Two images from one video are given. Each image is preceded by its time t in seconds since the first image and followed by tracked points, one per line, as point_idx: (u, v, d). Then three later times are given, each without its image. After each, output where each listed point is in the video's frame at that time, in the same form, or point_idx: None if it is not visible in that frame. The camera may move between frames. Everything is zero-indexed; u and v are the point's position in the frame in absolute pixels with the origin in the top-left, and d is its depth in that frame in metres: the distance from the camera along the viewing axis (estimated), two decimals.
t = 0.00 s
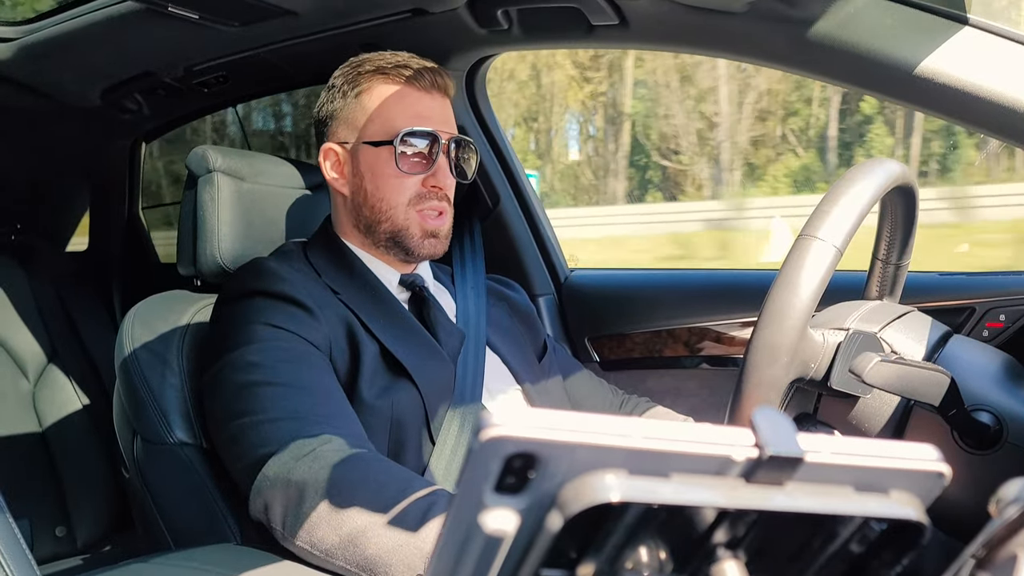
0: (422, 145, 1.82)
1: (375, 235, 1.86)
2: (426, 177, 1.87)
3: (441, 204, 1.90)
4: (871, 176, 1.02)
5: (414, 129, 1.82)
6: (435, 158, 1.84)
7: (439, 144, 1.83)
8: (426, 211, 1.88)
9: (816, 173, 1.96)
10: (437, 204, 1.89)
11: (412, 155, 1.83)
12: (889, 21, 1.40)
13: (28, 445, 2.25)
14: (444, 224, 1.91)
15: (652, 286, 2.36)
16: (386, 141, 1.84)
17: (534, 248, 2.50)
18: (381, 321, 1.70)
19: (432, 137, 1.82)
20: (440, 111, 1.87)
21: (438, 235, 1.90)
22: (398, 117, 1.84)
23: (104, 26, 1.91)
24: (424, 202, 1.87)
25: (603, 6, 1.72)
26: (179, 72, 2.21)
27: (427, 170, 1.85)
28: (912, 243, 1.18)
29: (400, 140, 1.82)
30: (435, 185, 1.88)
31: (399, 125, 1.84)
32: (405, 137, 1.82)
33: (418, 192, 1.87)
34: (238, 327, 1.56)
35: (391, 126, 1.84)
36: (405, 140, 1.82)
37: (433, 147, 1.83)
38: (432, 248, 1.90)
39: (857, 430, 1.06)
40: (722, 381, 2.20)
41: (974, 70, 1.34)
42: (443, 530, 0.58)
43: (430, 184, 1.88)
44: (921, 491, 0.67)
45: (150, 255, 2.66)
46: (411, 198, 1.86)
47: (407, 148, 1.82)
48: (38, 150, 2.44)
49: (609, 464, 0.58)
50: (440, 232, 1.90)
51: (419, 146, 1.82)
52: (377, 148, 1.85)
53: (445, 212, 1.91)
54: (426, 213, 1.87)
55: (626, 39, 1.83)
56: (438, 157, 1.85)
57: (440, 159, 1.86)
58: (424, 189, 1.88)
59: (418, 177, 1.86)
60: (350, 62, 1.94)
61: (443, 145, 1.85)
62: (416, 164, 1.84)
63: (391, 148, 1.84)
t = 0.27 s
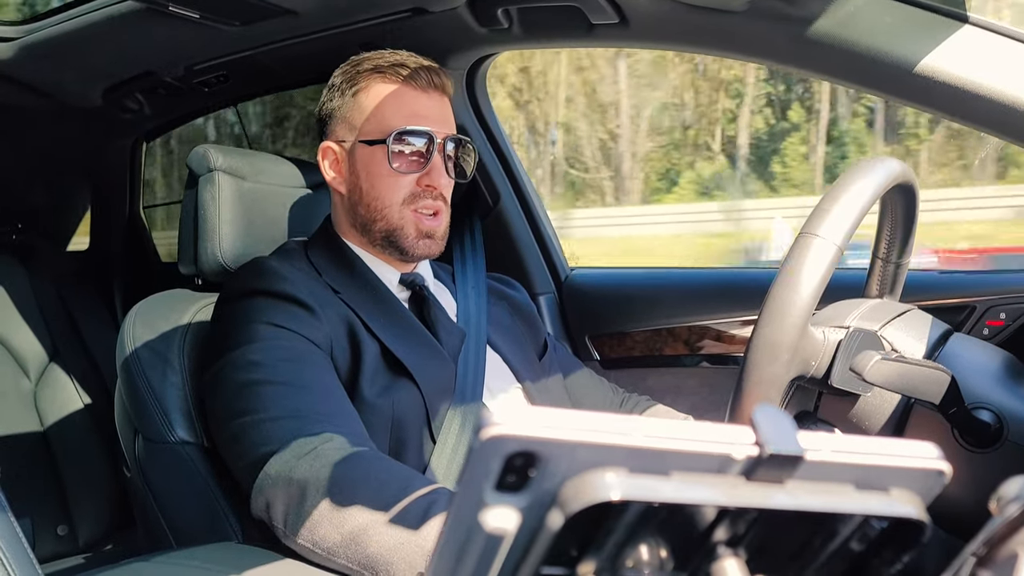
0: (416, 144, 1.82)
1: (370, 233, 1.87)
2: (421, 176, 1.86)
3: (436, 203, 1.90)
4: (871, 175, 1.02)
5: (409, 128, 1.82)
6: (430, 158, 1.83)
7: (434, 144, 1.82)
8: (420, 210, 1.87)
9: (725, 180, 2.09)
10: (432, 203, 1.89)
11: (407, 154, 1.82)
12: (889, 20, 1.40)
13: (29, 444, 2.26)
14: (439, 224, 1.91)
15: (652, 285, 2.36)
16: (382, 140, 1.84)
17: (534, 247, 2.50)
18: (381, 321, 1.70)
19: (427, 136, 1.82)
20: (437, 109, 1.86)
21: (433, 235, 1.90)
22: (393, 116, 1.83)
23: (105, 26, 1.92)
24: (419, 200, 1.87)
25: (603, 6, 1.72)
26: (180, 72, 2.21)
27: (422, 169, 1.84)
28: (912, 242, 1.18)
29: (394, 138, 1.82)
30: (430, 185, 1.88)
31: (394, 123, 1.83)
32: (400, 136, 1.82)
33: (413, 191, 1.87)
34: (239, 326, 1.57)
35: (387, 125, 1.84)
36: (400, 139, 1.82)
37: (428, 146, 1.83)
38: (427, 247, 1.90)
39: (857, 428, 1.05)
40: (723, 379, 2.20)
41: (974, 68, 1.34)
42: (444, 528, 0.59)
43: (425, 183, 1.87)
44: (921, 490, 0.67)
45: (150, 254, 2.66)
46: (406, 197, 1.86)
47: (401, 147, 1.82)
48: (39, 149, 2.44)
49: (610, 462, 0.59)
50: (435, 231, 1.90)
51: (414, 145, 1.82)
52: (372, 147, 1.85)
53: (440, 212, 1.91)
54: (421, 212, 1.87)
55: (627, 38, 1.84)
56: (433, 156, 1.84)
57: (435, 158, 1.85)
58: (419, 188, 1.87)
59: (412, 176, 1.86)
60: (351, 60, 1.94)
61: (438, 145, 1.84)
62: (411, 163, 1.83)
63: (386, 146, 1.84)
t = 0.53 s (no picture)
0: (426, 144, 1.83)
1: (378, 232, 1.86)
2: (431, 175, 1.87)
3: (446, 203, 1.90)
4: (874, 174, 1.02)
5: (419, 128, 1.82)
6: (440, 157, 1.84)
7: (444, 143, 1.83)
8: (430, 209, 1.88)
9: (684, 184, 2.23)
10: (442, 202, 1.89)
11: (417, 153, 1.83)
12: (891, 20, 1.40)
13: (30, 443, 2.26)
14: (448, 223, 1.91)
15: (653, 285, 2.36)
16: (391, 139, 1.85)
17: (535, 247, 2.50)
18: (385, 320, 1.70)
19: (437, 135, 1.83)
20: (445, 110, 1.88)
21: (441, 234, 1.90)
22: (403, 116, 1.84)
23: (106, 26, 1.92)
24: (429, 200, 1.88)
25: (605, 6, 1.72)
26: (181, 71, 2.22)
27: (432, 169, 1.85)
28: (913, 244, 1.18)
29: (405, 138, 1.82)
30: (440, 184, 1.88)
31: (404, 123, 1.84)
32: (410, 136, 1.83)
33: (422, 190, 1.87)
34: (243, 323, 1.57)
35: (396, 124, 1.85)
36: (410, 138, 1.82)
37: (438, 145, 1.83)
38: (435, 246, 1.90)
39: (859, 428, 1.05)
40: (723, 380, 2.20)
41: (975, 70, 1.34)
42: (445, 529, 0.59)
43: (436, 182, 1.88)
44: (922, 491, 0.67)
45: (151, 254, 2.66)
46: (415, 196, 1.86)
47: (412, 146, 1.83)
48: (41, 149, 2.44)
49: (611, 464, 0.59)
50: (444, 231, 1.90)
51: (424, 145, 1.83)
52: (382, 146, 1.85)
53: (450, 210, 1.91)
54: (430, 212, 1.88)
55: (628, 38, 1.83)
56: (443, 155, 1.85)
57: (445, 158, 1.86)
58: (429, 187, 1.88)
59: (422, 175, 1.86)
60: (356, 60, 1.94)
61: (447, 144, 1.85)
62: (422, 163, 1.84)
63: (396, 145, 1.84)
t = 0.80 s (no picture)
0: (434, 145, 1.83)
1: (383, 232, 1.86)
2: (438, 176, 1.87)
3: (451, 203, 1.91)
4: (875, 173, 1.02)
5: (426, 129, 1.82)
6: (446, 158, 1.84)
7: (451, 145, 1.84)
8: (436, 210, 1.88)
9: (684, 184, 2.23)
10: (448, 203, 1.90)
11: (424, 154, 1.83)
12: (891, 19, 1.40)
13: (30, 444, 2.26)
14: (452, 225, 1.91)
15: (653, 285, 2.36)
16: (398, 139, 1.84)
17: (535, 247, 2.50)
18: (384, 322, 1.70)
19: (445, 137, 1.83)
20: (452, 112, 1.88)
21: (446, 235, 1.90)
22: (411, 116, 1.84)
23: (106, 26, 1.92)
24: (435, 201, 1.88)
25: (604, 5, 1.72)
26: (181, 71, 2.22)
27: (438, 170, 1.85)
28: (913, 245, 1.18)
29: (412, 138, 1.82)
30: (446, 184, 1.88)
31: (412, 123, 1.84)
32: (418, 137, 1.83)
33: (429, 191, 1.87)
34: (242, 325, 1.57)
35: (403, 125, 1.84)
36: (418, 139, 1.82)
37: (446, 147, 1.84)
38: (439, 247, 1.90)
39: (859, 427, 1.05)
40: (724, 379, 2.20)
41: (975, 68, 1.33)
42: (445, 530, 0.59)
43: (442, 183, 1.88)
44: (923, 491, 0.67)
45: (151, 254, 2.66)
46: (421, 197, 1.86)
47: (419, 147, 1.83)
48: (40, 149, 2.44)
49: (610, 463, 0.59)
50: (449, 232, 1.91)
51: (431, 146, 1.83)
52: (389, 146, 1.85)
53: (454, 212, 1.91)
54: (436, 213, 1.88)
55: (628, 37, 1.84)
56: (450, 157, 1.85)
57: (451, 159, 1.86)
58: (435, 188, 1.88)
59: (429, 176, 1.86)
60: (363, 59, 1.93)
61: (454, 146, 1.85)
62: (429, 163, 1.84)
63: (403, 146, 1.84)
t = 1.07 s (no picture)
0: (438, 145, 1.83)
1: (385, 232, 1.86)
2: (441, 176, 1.87)
3: (454, 203, 1.91)
4: (877, 172, 1.02)
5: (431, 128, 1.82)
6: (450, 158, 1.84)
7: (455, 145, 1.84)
8: (438, 209, 1.88)
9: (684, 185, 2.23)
10: (450, 204, 1.90)
11: (428, 154, 1.83)
12: (890, 20, 1.40)
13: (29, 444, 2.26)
14: (453, 225, 1.91)
15: (653, 285, 2.36)
16: (402, 138, 1.85)
17: (535, 247, 2.50)
18: (385, 320, 1.70)
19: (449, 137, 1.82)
20: (455, 112, 1.88)
21: (446, 237, 1.90)
22: (416, 116, 1.84)
23: (106, 25, 1.91)
24: (437, 200, 1.88)
25: (604, 6, 1.72)
26: (181, 71, 2.21)
27: (442, 170, 1.85)
28: (913, 248, 1.18)
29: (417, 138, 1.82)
30: (449, 184, 1.89)
31: (416, 123, 1.84)
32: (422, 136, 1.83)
33: (432, 190, 1.87)
34: (243, 323, 1.57)
35: (408, 124, 1.84)
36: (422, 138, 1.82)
37: (450, 147, 1.84)
38: (440, 249, 1.90)
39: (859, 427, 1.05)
40: (723, 380, 2.20)
41: (975, 69, 1.33)
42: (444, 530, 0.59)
43: (445, 182, 1.88)
44: (922, 492, 0.67)
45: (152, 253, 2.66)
46: (424, 196, 1.87)
47: (423, 146, 1.83)
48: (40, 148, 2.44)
49: (610, 464, 0.59)
50: (449, 233, 1.91)
51: (436, 146, 1.83)
52: (393, 145, 1.85)
53: (455, 213, 1.91)
54: (438, 213, 1.88)
55: (628, 38, 1.84)
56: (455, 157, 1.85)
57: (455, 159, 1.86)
58: (438, 187, 1.88)
59: (432, 175, 1.86)
60: (367, 59, 1.93)
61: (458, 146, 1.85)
62: (432, 163, 1.84)
63: (407, 145, 1.85)
